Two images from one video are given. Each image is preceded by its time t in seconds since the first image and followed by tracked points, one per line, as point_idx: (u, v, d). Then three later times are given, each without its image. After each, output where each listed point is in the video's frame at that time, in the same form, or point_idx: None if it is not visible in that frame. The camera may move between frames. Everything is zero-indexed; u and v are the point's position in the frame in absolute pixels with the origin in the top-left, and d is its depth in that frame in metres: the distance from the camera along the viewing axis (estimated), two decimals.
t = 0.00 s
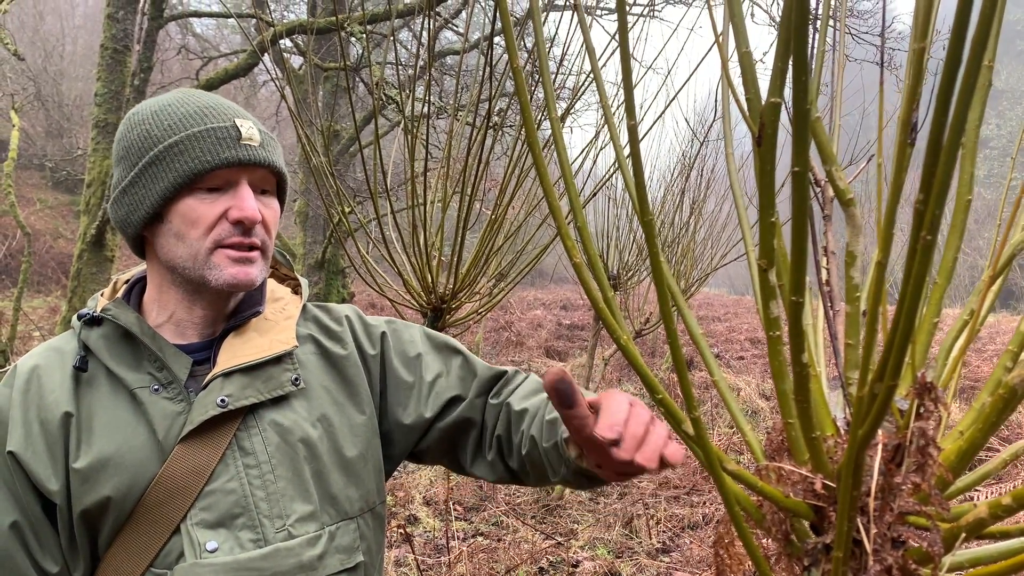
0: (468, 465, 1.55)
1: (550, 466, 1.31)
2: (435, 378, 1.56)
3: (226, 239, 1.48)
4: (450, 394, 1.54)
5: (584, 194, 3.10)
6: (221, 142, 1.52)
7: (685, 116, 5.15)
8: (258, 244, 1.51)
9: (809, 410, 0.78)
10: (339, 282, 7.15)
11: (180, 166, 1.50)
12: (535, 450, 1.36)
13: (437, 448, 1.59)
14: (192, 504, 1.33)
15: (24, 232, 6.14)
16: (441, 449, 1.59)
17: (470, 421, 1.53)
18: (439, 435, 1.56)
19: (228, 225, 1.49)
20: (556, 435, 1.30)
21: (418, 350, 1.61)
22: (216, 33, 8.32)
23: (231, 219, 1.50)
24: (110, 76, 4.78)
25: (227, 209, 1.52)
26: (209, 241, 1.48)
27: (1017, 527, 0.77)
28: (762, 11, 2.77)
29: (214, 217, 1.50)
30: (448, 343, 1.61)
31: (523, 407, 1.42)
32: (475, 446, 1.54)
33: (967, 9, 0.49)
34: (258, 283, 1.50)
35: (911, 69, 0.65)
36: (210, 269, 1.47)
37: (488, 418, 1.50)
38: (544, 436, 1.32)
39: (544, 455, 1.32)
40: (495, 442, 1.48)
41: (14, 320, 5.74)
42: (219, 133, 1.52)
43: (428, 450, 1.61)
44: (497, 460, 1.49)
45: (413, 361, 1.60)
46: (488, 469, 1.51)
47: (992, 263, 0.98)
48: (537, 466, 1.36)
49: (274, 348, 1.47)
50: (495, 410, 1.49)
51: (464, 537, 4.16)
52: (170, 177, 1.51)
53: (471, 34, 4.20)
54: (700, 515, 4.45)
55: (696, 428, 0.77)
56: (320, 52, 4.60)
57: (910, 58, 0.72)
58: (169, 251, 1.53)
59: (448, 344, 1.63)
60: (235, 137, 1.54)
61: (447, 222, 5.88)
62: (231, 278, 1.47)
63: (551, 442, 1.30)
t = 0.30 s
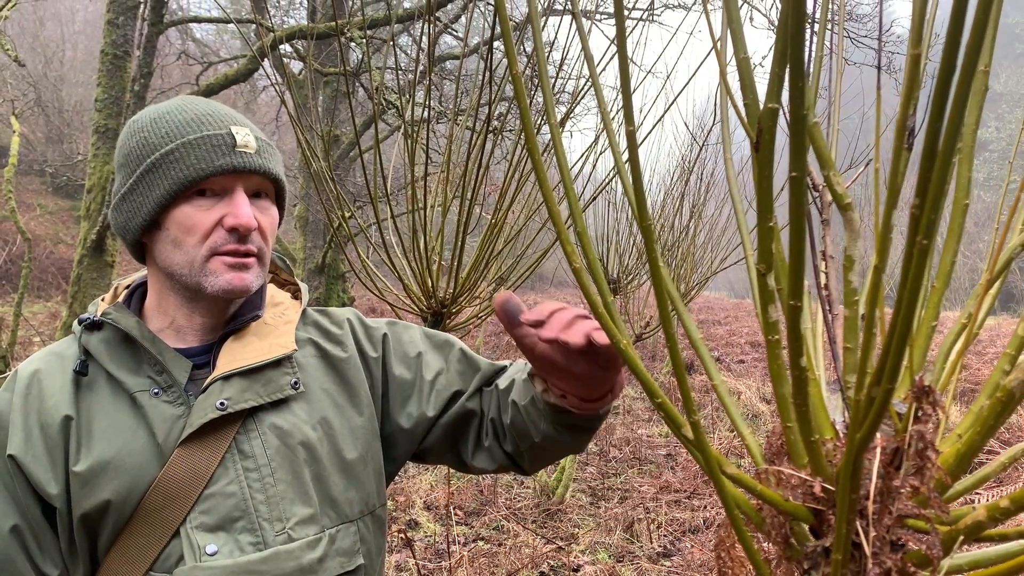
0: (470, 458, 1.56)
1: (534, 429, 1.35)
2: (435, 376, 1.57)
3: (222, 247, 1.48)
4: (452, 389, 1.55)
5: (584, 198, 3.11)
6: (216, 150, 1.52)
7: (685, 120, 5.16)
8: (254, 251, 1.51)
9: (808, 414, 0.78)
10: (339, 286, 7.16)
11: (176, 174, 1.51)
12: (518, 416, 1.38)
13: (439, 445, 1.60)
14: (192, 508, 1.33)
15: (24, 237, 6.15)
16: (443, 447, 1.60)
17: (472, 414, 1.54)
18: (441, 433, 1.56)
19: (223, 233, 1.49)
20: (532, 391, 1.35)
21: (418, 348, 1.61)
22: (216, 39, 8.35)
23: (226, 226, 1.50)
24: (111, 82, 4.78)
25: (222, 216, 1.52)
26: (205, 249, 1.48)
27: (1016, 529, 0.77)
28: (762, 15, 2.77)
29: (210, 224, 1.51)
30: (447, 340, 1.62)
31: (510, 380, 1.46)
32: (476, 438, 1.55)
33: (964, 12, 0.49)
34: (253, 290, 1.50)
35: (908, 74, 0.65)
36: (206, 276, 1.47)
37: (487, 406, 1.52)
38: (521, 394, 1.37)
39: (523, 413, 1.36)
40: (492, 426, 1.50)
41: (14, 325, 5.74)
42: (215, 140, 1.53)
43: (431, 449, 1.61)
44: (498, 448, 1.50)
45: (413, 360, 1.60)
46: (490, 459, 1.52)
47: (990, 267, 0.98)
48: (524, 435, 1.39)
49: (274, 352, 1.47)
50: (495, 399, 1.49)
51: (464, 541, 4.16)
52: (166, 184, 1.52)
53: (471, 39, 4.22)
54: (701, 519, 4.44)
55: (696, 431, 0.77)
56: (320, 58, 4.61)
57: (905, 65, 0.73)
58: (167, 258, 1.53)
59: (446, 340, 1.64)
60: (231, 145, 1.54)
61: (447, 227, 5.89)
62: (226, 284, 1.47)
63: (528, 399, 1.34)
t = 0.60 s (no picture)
0: (471, 462, 1.55)
1: (522, 421, 1.36)
2: (437, 380, 1.57)
3: (204, 251, 1.47)
4: (455, 393, 1.56)
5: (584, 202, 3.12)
6: (191, 154, 1.51)
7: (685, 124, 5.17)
8: (238, 254, 1.50)
9: (806, 417, 0.78)
10: (340, 290, 7.16)
11: (153, 181, 1.51)
12: (507, 409, 1.40)
13: (441, 450, 1.60)
14: (192, 512, 1.33)
15: (26, 241, 6.16)
16: (445, 451, 1.60)
17: (473, 416, 1.54)
18: (444, 436, 1.56)
19: (204, 237, 1.48)
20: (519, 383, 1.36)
21: (421, 352, 1.62)
22: (217, 44, 8.38)
23: (207, 230, 1.49)
24: (112, 86, 4.80)
25: (202, 221, 1.51)
26: (189, 254, 1.48)
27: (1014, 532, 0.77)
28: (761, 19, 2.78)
29: (191, 229, 1.50)
30: (449, 344, 1.63)
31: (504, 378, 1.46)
32: (477, 442, 1.55)
33: (958, 14, 0.49)
34: (239, 293, 1.50)
35: (903, 78, 0.65)
36: (191, 281, 1.47)
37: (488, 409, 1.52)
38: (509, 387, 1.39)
39: (511, 406, 1.37)
40: (490, 426, 1.50)
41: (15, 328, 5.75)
42: (189, 144, 1.51)
43: (432, 453, 1.61)
44: (498, 451, 1.49)
45: (416, 364, 1.60)
46: (491, 463, 1.52)
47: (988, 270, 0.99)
48: (515, 428, 1.39)
49: (275, 356, 1.47)
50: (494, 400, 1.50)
51: (465, 545, 4.15)
52: (145, 192, 1.52)
53: (471, 43, 4.23)
54: (702, 523, 4.43)
55: (694, 434, 0.77)
56: (320, 62, 4.62)
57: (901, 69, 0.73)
58: (158, 264, 1.53)
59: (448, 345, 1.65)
60: (205, 147, 1.52)
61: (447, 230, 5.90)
62: (212, 288, 1.47)
63: (516, 391, 1.36)
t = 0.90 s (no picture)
0: (470, 473, 1.56)
1: (552, 458, 1.35)
2: (438, 387, 1.57)
3: (187, 247, 1.47)
4: (455, 401, 1.56)
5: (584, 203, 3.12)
6: (165, 151, 1.51)
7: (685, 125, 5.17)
8: (222, 249, 1.50)
9: (805, 418, 0.78)
10: (341, 291, 7.17)
11: (133, 180, 1.52)
12: (537, 444, 1.39)
13: (439, 456, 1.60)
14: (192, 513, 1.33)
15: (28, 242, 6.18)
16: (442, 458, 1.60)
17: (474, 426, 1.54)
18: (442, 443, 1.57)
19: (186, 233, 1.48)
20: (560, 422, 1.34)
21: (422, 359, 1.61)
22: (218, 45, 8.39)
23: (188, 226, 1.49)
24: (113, 87, 4.82)
25: (183, 217, 1.51)
26: (173, 252, 1.48)
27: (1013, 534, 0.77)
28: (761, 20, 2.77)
29: (173, 226, 1.50)
30: (450, 352, 1.63)
31: (527, 407, 1.45)
32: (477, 453, 1.55)
33: (955, 16, 0.49)
34: (225, 290, 1.49)
35: (902, 80, 0.65)
36: (176, 279, 1.47)
37: (491, 422, 1.53)
38: (547, 425, 1.36)
39: (547, 445, 1.36)
40: (499, 445, 1.50)
41: (17, 330, 5.77)
42: (163, 142, 1.52)
43: (430, 459, 1.62)
44: (501, 468, 1.50)
45: (417, 370, 1.60)
46: (491, 475, 1.53)
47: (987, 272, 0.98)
48: (541, 462, 1.39)
49: (274, 357, 1.47)
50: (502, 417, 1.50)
51: (466, 546, 4.15)
52: (127, 193, 1.54)
53: (472, 45, 4.24)
54: (703, 524, 4.43)
55: (692, 435, 0.78)
56: (321, 63, 4.63)
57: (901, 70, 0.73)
58: (145, 265, 1.54)
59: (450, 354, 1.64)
60: (179, 143, 1.52)
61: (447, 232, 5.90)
62: (197, 286, 1.46)
63: (556, 429, 1.34)
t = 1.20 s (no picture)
0: (468, 479, 1.57)
1: (552, 468, 1.35)
2: (439, 392, 1.57)
3: (187, 249, 1.47)
4: (455, 407, 1.56)
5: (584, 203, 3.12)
6: (167, 152, 1.51)
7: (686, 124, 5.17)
8: (223, 251, 1.50)
9: (804, 419, 0.78)
10: (342, 290, 7.17)
11: (134, 181, 1.52)
12: (537, 454, 1.39)
13: (437, 460, 1.61)
14: (193, 514, 1.33)
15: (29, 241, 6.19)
16: (441, 463, 1.61)
17: (473, 432, 1.55)
18: (441, 448, 1.57)
19: (187, 235, 1.48)
20: (562, 433, 1.34)
21: (423, 363, 1.62)
22: (220, 44, 8.40)
23: (189, 228, 1.48)
24: (114, 86, 4.83)
25: (184, 218, 1.51)
26: (173, 253, 1.48)
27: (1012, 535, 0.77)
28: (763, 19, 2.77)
29: (174, 228, 1.50)
30: (452, 357, 1.63)
31: (528, 415, 1.46)
32: (476, 459, 1.56)
33: (954, 16, 0.49)
34: (225, 290, 1.49)
35: (901, 79, 0.65)
36: (176, 280, 1.47)
37: (492, 429, 1.54)
38: (549, 436, 1.36)
39: (547, 455, 1.36)
40: (499, 452, 1.51)
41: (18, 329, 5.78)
42: (165, 142, 1.52)
43: (428, 463, 1.62)
44: (501, 475, 1.51)
45: (418, 375, 1.60)
46: (490, 481, 1.53)
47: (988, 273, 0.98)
48: (542, 473, 1.40)
49: (276, 358, 1.47)
50: (506, 425, 1.51)
51: (466, 546, 4.15)
52: (129, 194, 1.54)
53: (472, 44, 4.24)
54: (704, 524, 4.43)
55: (692, 435, 0.78)
56: (322, 62, 4.63)
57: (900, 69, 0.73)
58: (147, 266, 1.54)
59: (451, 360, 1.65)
60: (181, 144, 1.52)
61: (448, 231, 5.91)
62: (197, 286, 1.46)
63: (557, 441, 1.34)
